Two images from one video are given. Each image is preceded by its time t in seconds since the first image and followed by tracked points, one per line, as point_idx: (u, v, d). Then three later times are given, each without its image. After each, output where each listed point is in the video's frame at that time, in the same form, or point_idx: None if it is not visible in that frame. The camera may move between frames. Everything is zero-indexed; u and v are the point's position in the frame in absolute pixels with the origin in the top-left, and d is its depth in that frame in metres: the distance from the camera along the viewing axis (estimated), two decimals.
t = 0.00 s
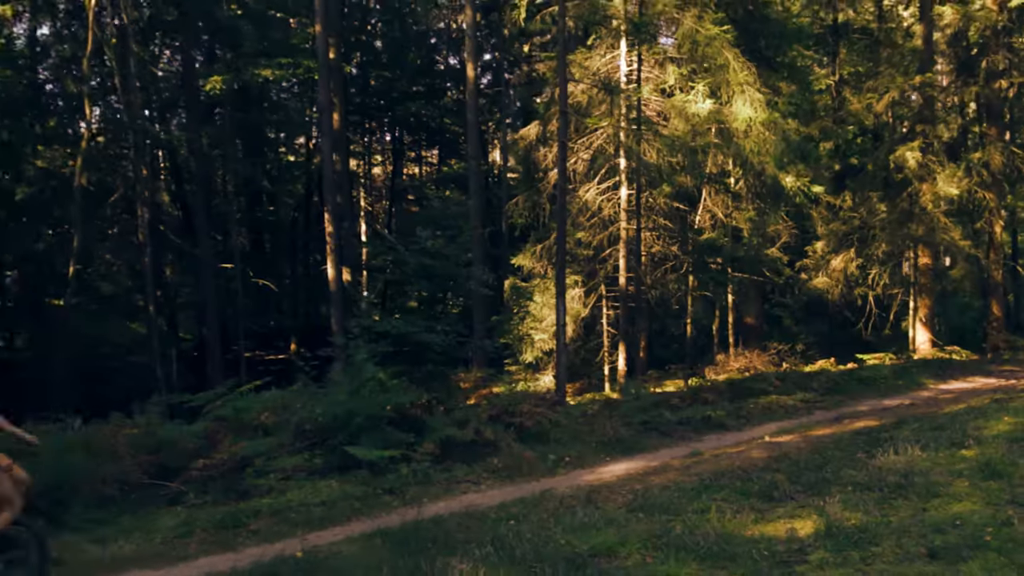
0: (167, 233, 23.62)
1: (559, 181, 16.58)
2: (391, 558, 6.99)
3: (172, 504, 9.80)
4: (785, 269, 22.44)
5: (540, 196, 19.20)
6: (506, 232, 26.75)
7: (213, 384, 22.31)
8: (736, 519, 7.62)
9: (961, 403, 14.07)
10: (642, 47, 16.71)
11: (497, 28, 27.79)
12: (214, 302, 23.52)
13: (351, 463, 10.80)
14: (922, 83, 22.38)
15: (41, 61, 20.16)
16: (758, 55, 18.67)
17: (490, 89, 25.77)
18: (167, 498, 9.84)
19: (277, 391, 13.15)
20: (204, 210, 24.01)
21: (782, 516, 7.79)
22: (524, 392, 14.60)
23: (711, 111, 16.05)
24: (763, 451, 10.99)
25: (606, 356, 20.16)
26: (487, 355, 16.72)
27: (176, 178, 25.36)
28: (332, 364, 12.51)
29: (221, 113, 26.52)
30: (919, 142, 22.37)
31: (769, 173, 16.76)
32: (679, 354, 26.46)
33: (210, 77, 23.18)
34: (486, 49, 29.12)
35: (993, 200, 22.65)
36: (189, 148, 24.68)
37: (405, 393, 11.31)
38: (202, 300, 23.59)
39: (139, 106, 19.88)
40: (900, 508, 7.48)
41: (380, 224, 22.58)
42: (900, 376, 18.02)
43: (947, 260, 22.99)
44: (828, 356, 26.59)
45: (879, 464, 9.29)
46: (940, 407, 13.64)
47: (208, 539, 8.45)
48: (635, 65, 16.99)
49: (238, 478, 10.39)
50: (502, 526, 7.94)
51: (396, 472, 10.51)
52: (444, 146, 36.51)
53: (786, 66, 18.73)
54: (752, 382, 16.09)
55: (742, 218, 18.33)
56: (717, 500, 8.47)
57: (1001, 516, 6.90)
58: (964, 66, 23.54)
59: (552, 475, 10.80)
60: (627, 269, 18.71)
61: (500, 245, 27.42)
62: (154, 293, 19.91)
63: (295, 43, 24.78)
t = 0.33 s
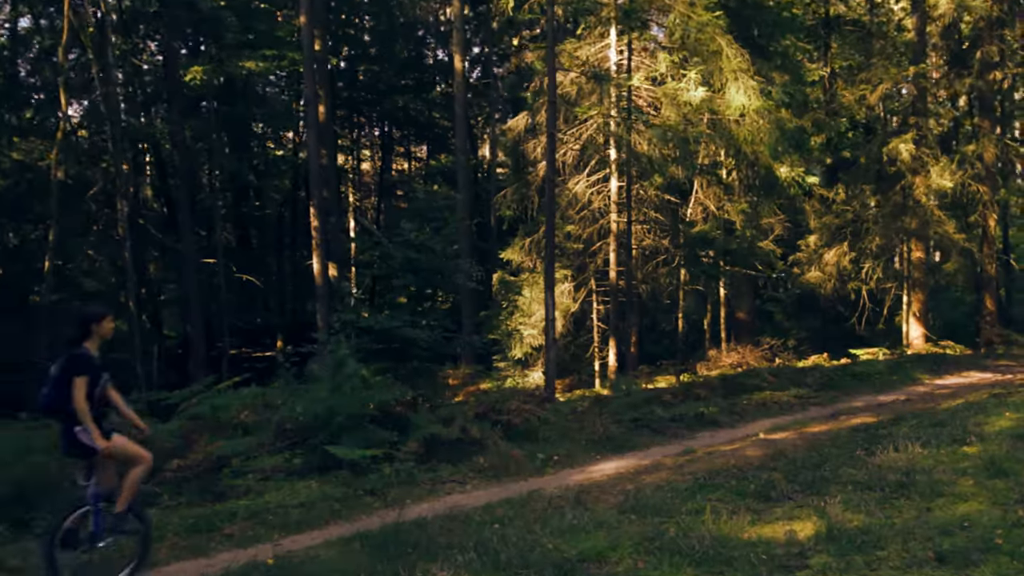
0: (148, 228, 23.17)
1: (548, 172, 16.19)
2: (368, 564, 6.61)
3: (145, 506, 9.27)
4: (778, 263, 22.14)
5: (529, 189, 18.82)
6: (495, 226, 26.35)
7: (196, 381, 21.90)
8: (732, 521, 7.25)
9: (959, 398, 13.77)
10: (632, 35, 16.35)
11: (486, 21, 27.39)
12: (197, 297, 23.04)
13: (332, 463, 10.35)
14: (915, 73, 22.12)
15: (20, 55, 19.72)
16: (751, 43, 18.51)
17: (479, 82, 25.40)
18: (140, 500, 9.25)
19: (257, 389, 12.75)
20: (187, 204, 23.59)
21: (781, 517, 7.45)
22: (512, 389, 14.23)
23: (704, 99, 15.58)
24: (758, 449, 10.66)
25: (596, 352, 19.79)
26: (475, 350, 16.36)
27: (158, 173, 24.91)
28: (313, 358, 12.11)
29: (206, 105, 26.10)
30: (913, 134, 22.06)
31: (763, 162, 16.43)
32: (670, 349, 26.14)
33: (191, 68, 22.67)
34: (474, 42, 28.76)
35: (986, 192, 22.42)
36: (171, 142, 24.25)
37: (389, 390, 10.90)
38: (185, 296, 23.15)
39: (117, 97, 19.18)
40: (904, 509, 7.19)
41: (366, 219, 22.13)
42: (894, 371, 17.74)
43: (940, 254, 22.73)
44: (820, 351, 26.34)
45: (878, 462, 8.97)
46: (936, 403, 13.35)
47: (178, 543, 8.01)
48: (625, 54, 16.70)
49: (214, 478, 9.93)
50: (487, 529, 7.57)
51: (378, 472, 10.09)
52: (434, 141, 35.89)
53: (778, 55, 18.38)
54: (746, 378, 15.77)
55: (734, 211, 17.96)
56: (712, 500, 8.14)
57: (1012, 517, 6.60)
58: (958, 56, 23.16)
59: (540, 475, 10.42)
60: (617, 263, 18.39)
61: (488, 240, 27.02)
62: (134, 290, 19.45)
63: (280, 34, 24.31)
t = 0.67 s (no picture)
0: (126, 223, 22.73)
1: (533, 166, 15.81)
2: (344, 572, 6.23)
3: (114, 512, 8.89)
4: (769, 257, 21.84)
5: (515, 182, 18.58)
6: (482, 222, 25.98)
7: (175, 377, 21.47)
8: (728, 524, 6.90)
9: (955, 393, 13.47)
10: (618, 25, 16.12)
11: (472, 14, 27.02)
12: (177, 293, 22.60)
13: (310, 464, 9.97)
14: (907, 63, 21.83)
15: None
16: (742, 30, 18.39)
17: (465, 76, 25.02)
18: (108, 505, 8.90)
19: (235, 388, 12.36)
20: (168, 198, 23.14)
21: (779, 519, 7.11)
22: (498, 386, 13.86)
23: (695, 88, 15.30)
24: (751, 447, 10.33)
25: (584, 348, 19.46)
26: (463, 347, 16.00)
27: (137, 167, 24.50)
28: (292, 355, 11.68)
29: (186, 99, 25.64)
30: (904, 126, 21.82)
31: (757, 152, 16.12)
32: (659, 345, 25.84)
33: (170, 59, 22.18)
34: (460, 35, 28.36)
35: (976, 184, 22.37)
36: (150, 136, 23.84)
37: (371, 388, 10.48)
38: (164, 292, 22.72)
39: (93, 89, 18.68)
40: (907, 510, 6.87)
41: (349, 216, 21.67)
42: (887, 365, 17.47)
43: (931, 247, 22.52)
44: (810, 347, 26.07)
45: (877, 460, 8.65)
46: (933, 399, 13.05)
47: (147, 551, 7.63)
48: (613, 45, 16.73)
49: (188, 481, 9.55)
50: (471, 534, 7.19)
51: (358, 473, 9.70)
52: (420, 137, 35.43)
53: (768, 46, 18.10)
54: (738, 373, 15.45)
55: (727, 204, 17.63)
56: (706, 500, 7.81)
57: (1022, 518, 6.29)
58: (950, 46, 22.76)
59: (527, 475, 10.05)
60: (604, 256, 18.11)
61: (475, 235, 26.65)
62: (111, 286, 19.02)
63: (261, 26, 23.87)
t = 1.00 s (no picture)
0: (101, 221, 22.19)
1: (517, 159, 15.42)
2: None
3: (78, 520, 8.46)
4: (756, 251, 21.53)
5: (498, 177, 18.25)
6: (465, 218, 25.58)
7: (151, 377, 20.91)
8: (723, 528, 6.55)
9: (947, 388, 13.22)
10: (603, 14, 15.77)
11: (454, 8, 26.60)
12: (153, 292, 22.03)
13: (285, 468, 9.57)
14: (894, 55, 21.63)
15: None
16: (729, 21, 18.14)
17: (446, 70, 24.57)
18: (73, 513, 8.48)
19: (208, 390, 11.91)
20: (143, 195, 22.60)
21: (776, 522, 6.76)
22: (481, 384, 13.46)
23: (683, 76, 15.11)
24: (743, 445, 9.98)
25: (569, 344, 19.10)
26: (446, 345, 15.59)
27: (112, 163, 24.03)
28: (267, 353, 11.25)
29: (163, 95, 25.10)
30: (891, 118, 21.61)
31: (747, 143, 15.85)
32: (645, 342, 25.51)
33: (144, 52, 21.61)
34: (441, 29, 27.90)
35: (963, 177, 22.22)
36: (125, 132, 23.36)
37: (349, 388, 10.08)
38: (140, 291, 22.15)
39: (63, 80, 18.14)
40: (912, 512, 6.56)
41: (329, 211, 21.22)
42: (877, 360, 17.21)
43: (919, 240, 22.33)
44: (797, 343, 25.80)
45: (874, 458, 8.34)
46: (926, 393, 12.80)
47: (110, 562, 7.22)
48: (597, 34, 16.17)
49: (157, 487, 9.13)
50: (453, 542, 6.81)
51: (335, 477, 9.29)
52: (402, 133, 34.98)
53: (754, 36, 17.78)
54: (726, 370, 15.14)
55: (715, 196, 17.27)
56: (699, 502, 7.46)
57: None
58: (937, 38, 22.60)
59: (512, 477, 9.67)
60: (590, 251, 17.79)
61: (458, 231, 26.27)
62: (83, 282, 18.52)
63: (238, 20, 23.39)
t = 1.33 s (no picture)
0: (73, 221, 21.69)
1: (498, 154, 15.05)
2: None
3: (37, 532, 8.02)
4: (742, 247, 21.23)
5: (479, 173, 17.97)
6: (447, 216, 25.17)
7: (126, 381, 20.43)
8: (715, 534, 6.21)
9: (939, 384, 12.95)
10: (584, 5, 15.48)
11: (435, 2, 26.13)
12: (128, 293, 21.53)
13: (258, 474, 9.15)
14: (879, 48, 21.36)
15: None
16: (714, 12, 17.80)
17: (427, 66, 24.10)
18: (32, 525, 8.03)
19: (179, 393, 11.48)
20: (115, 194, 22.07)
21: (771, 527, 6.42)
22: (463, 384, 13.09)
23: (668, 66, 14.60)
24: (734, 445, 9.65)
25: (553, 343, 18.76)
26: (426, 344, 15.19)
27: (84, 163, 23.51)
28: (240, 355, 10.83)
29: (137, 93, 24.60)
30: (876, 113, 21.37)
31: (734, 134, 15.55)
32: (630, 340, 25.21)
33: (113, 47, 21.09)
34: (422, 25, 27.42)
35: (949, 171, 22.01)
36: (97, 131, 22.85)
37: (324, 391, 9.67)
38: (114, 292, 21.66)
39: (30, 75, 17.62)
40: (914, 516, 6.24)
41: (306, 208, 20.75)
42: (866, 357, 16.93)
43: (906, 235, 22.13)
44: (784, 340, 25.54)
45: (870, 458, 8.01)
46: (918, 389, 12.52)
47: None
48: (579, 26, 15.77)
49: (122, 496, 8.70)
50: (433, 552, 6.43)
51: (310, 483, 8.89)
52: (383, 131, 34.51)
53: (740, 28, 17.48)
54: (714, 368, 14.82)
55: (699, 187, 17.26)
56: (690, 507, 7.11)
57: None
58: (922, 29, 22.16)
59: (495, 480, 9.29)
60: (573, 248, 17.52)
61: (440, 230, 25.87)
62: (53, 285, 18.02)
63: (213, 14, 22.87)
